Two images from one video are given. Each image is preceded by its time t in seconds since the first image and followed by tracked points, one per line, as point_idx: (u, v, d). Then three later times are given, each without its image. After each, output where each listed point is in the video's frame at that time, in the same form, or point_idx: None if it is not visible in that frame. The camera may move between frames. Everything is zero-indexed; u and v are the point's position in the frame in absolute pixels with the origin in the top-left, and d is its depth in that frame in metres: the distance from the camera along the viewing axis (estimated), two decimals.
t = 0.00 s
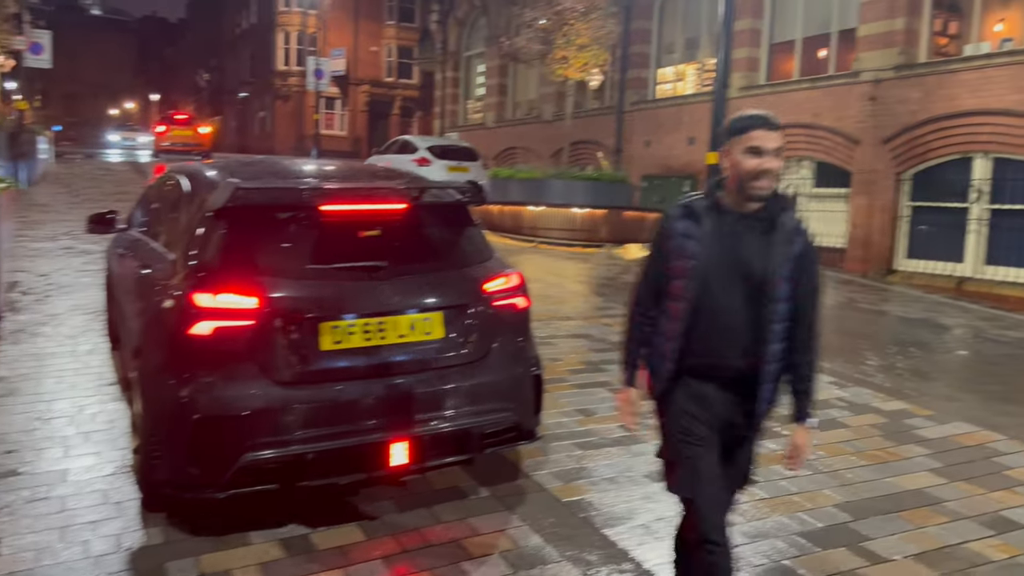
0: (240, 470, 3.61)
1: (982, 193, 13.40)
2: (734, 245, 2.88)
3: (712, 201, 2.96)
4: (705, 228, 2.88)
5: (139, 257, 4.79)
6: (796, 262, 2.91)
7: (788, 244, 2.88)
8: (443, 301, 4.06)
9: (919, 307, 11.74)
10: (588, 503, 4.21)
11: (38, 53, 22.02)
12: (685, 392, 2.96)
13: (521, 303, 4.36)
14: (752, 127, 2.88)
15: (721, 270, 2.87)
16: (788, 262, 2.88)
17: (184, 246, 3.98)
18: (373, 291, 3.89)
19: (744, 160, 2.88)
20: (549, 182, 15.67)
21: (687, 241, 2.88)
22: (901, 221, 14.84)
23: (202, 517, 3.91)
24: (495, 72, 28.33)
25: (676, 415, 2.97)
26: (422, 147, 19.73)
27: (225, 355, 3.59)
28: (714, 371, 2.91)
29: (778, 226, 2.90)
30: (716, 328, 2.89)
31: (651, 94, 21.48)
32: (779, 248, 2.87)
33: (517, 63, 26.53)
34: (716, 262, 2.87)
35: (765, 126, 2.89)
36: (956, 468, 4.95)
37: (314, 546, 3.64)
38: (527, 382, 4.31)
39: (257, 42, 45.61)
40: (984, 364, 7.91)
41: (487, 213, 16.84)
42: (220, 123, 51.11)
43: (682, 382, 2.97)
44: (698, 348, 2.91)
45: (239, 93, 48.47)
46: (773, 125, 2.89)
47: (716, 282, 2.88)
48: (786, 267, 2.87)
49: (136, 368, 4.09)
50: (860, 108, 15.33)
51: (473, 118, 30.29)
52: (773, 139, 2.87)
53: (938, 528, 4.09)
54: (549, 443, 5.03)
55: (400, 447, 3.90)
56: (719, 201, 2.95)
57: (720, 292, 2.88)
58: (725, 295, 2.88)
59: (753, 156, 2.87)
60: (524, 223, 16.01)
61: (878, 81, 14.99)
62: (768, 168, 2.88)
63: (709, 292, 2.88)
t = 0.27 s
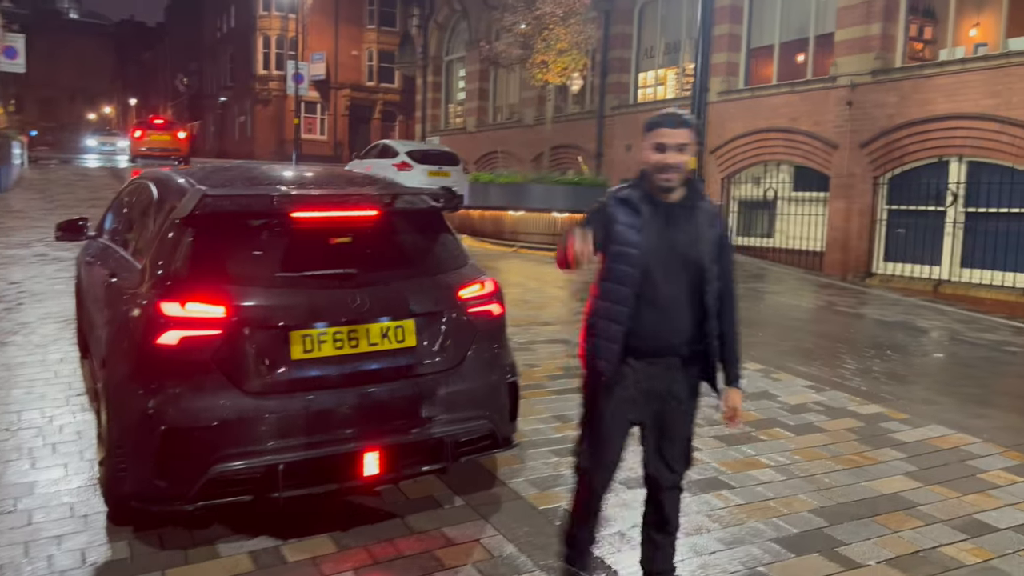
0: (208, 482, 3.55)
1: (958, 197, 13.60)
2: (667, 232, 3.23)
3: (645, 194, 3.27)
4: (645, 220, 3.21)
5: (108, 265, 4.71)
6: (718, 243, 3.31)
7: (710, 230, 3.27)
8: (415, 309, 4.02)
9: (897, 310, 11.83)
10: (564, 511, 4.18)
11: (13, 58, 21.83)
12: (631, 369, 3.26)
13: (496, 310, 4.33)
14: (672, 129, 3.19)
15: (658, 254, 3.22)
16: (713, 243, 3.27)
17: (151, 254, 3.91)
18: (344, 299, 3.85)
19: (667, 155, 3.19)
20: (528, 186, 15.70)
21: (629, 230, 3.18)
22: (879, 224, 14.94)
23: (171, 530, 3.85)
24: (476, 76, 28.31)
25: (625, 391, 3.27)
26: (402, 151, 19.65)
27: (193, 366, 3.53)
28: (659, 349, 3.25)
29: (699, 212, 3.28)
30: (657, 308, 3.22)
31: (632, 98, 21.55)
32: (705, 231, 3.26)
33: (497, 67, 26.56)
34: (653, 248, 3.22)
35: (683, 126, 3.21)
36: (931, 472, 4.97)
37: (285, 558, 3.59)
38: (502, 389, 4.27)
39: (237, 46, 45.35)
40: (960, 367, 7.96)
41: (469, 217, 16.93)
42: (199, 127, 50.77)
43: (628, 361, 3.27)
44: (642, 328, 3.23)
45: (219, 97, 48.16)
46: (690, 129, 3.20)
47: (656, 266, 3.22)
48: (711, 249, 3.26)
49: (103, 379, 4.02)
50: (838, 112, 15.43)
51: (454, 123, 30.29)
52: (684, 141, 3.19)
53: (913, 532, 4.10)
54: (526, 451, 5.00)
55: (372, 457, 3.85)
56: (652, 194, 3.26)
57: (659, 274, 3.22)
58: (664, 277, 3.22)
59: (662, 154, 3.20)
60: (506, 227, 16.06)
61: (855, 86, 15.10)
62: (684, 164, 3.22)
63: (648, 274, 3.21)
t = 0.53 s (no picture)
0: (184, 496, 3.49)
1: (939, 201, 13.70)
2: (591, 233, 3.25)
3: (566, 198, 3.29)
4: (569, 224, 3.22)
5: (83, 275, 4.64)
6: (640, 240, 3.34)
7: (629, 230, 3.30)
8: (395, 317, 3.98)
9: (879, 313, 11.90)
10: (546, 521, 4.15)
11: None
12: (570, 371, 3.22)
13: (477, 318, 4.30)
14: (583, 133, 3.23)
15: (584, 254, 3.22)
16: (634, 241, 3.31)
17: (127, 265, 3.85)
18: (322, 308, 3.81)
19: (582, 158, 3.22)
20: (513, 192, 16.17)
21: (555, 235, 3.20)
22: (861, 228, 15.03)
23: (147, 544, 3.79)
24: (460, 82, 28.30)
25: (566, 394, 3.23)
26: (386, 157, 19.56)
27: (168, 378, 3.47)
28: (594, 349, 3.21)
29: (617, 212, 3.32)
30: (589, 308, 3.21)
31: (615, 103, 21.60)
32: (625, 230, 3.30)
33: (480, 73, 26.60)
34: (579, 250, 3.22)
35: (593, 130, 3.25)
36: (914, 476, 4.97)
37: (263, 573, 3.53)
38: (484, 398, 4.24)
39: (219, 52, 45.12)
40: (943, 370, 8.00)
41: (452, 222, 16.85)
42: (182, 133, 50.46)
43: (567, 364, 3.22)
44: (576, 330, 3.19)
45: (201, 104, 47.91)
46: (599, 135, 3.25)
47: (583, 267, 3.22)
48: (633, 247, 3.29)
49: (78, 391, 3.95)
50: (819, 117, 15.52)
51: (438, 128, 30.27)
52: (592, 145, 3.22)
53: (897, 537, 4.10)
54: (509, 459, 4.97)
55: (351, 469, 3.81)
56: (573, 199, 3.28)
57: (587, 274, 3.22)
58: (591, 278, 3.22)
59: (573, 161, 3.24)
60: (488, 233, 15.71)
61: (836, 91, 15.20)
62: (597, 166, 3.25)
63: (577, 277, 3.21)
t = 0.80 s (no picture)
0: (170, 510, 3.44)
1: (931, 204, 13.73)
2: (540, 233, 3.33)
3: (516, 198, 3.36)
4: (518, 224, 3.30)
5: (69, 286, 4.58)
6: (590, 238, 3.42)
7: (578, 227, 3.38)
8: (384, 326, 3.94)
9: (871, 316, 11.91)
10: (539, 530, 4.11)
11: None
12: (523, 368, 3.28)
13: (468, 326, 4.26)
14: (532, 134, 3.31)
15: (533, 254, 3.31)
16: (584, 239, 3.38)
17: (112, 276, 3.80)
18: (309, 319, 3.77)
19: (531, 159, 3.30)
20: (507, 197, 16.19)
21: (505, 237, 3.29)
22: (852, 231, 15.05)
23: (133, 560, 3.73)
24: (451, 88, 28.30)
25: (519, 391, 3.29)
26: (377, 163, 19.50)
27: (154, 391, 3.42)
28: (545, 346, 3.28)
29: (567, 210, 3.39)
30: (539, 307, 3.28)
31: (606, 108, 21.62)
32: (575, 228, 3.37)
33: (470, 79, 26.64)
34: (528, 249, 3.30)
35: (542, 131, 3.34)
36: (908, 480, 4.96)
37: None
38: (475, 407, 4.21)
39: (209, 60, 45.02)
40: (935, 373, 7.99)
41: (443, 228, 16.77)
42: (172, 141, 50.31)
43: (517, 362, 3.29)
44: (526, 328, 3.27)
45: (192, 111, 47.79)
46: (546, 133, 3.33)
47: (533, 266, 3.30)
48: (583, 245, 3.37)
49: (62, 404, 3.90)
50: (809, 121, 15.56)
51: (429, 134, 30.25)
52: (540, 144, 3.30)
53: (891, 544, 4.07)
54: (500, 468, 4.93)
55: (340, 480, 3.76)
56: (523, 198, 3.35)
57: (536, 273, 3.30)
58: (540, 276, 3.30)
59: (522, 159, 3.30)
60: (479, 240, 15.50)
61: (825, 95, 15.24)
62: (546, 166, 3.32)
63: (527, 276, 3.29)
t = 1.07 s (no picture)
0: (172, 522, 3.43)
1: (932, 205, 13.72)
2: (523, 240, 3.38)
3: (502, 208, 3.42)
4: (499, 235, 3.36)
5: (69, 298, 4.58)
6: (575, 243, 3.43)
7: (563, 235, 3.39)
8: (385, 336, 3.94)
9: (873, 318, 11.89)
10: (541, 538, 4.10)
11: None
12: (503, 375, 3.37)
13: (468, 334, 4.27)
14: (517, 140, 3.34)
15: (515, 262, 3.36)
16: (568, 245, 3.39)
17: (111, 288, 3.80)
18: (309, 329, 3.77)
19: (513, 165, 3.33)
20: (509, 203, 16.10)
21: (484, 249, 3.35)
22: (853, 233, 15.05)
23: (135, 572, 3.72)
24: (450, 94, 28.35)
25: (500, 398, 3.39)
26: (377, 170, 19.52)
27: (154, 402, 3.42)
28: (525, 354, 3.35)
29: (552, 216, 3.41)
30: (519, 315, 3.35)
31: (605, 113, 21.64)
32: (559, 233, 3.39)
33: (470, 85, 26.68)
34: (510, 257, 3.36)
35: (526, 138, 3.37)
36: (911, 484, 4.94)
37: None
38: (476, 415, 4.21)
39: (209, 68, 45.14)
40: (938, 375, 7.97)
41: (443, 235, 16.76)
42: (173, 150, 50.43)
43: (498, 369, 3.39)
44: (506, 336, 3.35)
45: (193, 120, 47.89)
46: (530, 140, 3.35)
47: (514, 273, 3.36)
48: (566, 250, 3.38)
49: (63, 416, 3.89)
50: (809, 123, 15.56)
51: (430, 141, 30.30)
52: (524, 149, 3.32)
53: (896, 548, 4.06)
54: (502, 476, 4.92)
55: (341, 490, 3.76)
56: (508, 208, 3.40)
57: (517, 281, 3.36)
58: (521, 284, 3.36)
59: (507, 165, 3.34)
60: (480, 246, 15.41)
61: (824, 97, 15.24)
62: (531, 173, 3.35)
63: (509, 283, 3.35)
